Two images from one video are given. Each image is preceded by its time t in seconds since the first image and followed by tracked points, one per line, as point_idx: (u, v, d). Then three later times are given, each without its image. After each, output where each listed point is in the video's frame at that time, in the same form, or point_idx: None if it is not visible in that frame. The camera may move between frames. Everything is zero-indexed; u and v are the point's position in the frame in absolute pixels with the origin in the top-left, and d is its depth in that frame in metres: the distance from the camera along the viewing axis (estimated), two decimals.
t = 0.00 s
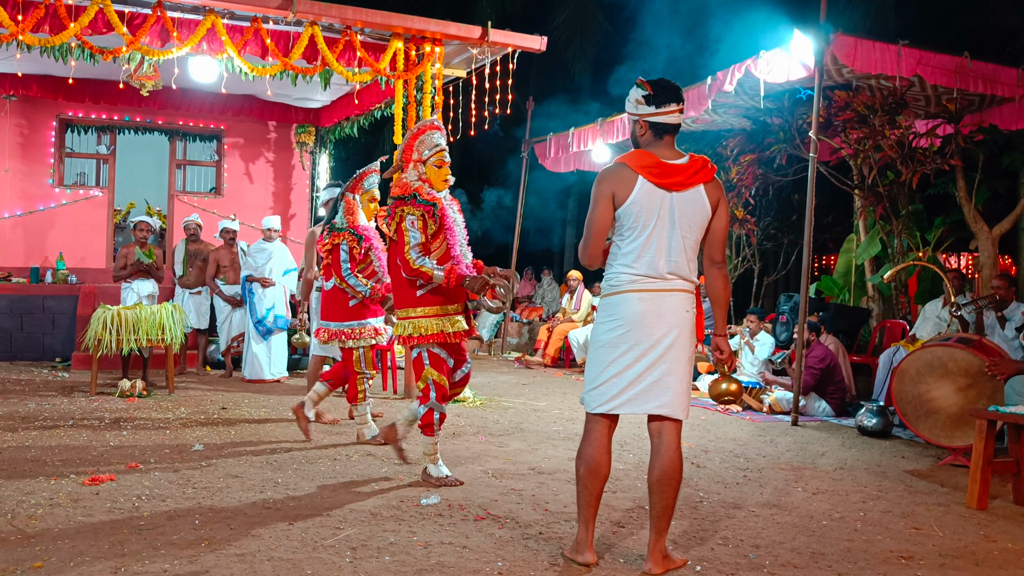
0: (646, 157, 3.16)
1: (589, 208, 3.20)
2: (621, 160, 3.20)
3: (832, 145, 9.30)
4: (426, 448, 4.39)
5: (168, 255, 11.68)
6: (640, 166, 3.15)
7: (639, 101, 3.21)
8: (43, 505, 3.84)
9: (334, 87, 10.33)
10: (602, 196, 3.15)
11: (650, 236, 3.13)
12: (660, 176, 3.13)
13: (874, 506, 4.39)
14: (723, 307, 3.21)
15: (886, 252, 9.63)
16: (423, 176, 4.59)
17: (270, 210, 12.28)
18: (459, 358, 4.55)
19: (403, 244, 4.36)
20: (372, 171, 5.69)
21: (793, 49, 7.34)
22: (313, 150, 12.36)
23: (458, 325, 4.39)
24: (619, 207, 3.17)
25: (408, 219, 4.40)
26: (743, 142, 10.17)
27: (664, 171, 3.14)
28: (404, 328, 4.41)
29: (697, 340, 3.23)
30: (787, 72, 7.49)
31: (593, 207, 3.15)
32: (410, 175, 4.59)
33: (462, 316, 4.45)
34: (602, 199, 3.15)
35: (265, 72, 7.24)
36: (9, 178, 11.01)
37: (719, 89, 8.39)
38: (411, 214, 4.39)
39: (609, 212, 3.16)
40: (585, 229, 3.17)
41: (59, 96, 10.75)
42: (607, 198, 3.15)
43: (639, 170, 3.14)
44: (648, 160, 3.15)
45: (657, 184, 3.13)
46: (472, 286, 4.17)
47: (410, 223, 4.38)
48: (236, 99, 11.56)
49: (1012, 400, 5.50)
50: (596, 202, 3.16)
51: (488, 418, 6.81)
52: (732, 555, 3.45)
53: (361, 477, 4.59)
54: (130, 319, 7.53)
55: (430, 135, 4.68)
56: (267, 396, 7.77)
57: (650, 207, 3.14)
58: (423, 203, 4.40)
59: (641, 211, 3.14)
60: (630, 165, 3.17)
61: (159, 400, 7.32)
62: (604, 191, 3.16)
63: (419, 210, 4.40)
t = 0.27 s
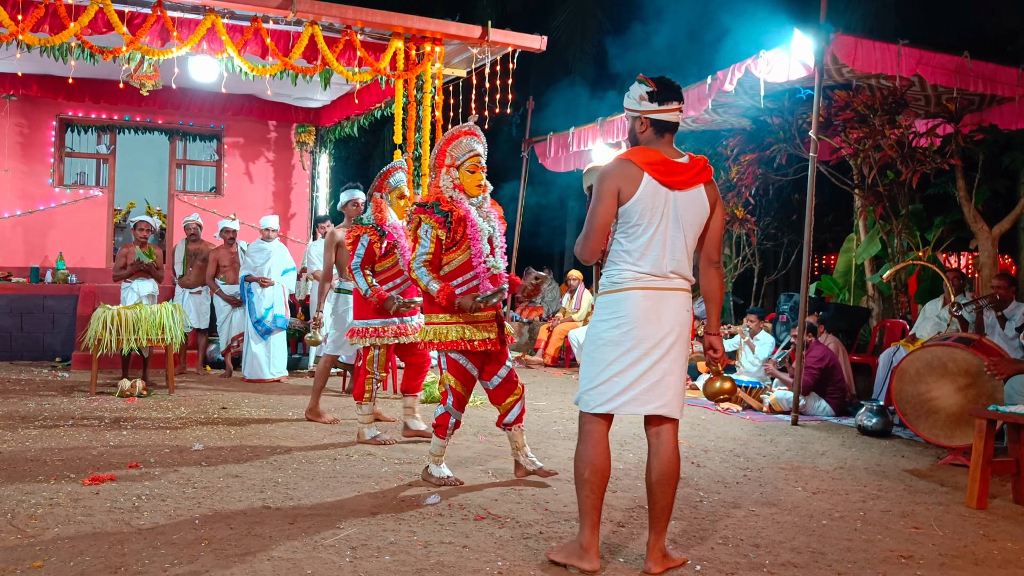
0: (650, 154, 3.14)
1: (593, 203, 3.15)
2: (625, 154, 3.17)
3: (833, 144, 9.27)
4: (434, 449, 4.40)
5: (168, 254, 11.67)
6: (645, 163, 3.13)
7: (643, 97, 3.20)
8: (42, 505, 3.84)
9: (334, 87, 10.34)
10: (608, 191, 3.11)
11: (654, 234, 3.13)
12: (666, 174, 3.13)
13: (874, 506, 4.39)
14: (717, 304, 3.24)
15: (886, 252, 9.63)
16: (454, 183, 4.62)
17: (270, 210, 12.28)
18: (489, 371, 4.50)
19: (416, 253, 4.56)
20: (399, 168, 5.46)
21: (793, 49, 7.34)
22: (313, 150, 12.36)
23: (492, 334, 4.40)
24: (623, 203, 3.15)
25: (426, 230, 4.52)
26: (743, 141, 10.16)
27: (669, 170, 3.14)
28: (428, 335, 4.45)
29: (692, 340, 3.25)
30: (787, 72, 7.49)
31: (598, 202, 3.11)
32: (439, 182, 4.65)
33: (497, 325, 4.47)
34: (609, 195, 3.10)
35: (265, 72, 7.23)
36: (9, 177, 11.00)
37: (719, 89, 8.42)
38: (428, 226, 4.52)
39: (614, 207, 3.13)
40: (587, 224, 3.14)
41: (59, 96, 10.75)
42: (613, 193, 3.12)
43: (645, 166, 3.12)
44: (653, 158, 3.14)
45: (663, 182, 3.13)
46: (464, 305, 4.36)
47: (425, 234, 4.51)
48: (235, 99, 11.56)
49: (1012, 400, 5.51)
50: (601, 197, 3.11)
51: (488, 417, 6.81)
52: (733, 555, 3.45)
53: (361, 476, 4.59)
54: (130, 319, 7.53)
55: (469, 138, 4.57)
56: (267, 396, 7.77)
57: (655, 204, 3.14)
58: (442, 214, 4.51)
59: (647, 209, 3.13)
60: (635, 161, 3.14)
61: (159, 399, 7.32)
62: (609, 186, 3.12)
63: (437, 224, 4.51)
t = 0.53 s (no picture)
0: (639, 153, 3.10)
1: (583, 203, 3.08)
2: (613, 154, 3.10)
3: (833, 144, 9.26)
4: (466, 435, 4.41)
5: (169, 254, 11.67)
6: (635, 163, 3.08)
7: (629, 94, 3.17)
8: (43, 504, 3.84)
9: (335, 87, 10.36)
10: (600, 191, 3.04)
11: (644, 234, 3.11)
12: (655, 174, 3.10)
13: (875, 505, 4.40)
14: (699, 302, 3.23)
15: (887, 251, 9.63)
16: (482, 181, 4.57)
17: (270, 210, 12.28)
18: (525, 369, 4.48)
19: (447, 250, 4.60)
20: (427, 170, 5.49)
21: (793, 49, 7.34)
22: (313, 150, 12.37)
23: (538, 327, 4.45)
24: (614, 204, 3.09)
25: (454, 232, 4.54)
26: (743, 141, 10.17)
27: (658, 170, 3.11)
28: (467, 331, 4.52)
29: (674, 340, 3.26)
30: (787, 72, 7.51)
31: (590, 202, 3.03)
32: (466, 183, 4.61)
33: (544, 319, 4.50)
34: (602, 195, 3.04)
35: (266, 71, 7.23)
36: (9, 177, 11.00)
37: (720, 89, 8.51)
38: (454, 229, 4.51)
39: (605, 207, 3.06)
40: (578, 224, 3.06)
41: (59, 96, 10.77)
42: (605, 193, 3.05)
43: (635, 167, 3.08)
44: (642, 157, 3.10)
45: (652, 183, 3.09)
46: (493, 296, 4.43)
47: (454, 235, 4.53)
48: (236, 99, 11.57)
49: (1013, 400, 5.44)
50: (593, 198, 3.04)
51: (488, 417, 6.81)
52: (733, 555, 3.45)
53: (361, 476, 4.58)
54: (130, 319, 7.53)
55: (497, 132, 4.55)
56: (268, 395, 7.77)
57: (644, 205, 3.11)
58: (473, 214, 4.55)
59: (638, 210, 3.09)
60: (623, 161, 3.09)
61: (159, 399, 7.31)
62: (600, 186, 3.06)
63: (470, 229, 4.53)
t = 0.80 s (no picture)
0: (610, 152, 3.01)
1: (556, 203, 2.94)
2: (583, 152, 2.99)
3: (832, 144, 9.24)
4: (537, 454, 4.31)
5: (168, 253, 11.66)
6: (606, 162, 2.99)
7: (597, 90, 3.11)
8: (42, 503, 3.84)
9: (334, 86, 10.38)
10: (575, 190, 2.92)
11: (616, 234, 3.04)
12: (625, 173, 3.02)
13: (874, 505, 4.40)
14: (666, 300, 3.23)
15: (886, 251, 9.63)
16: (509, 180, 4.75)
17: (269, 209, 12.27)
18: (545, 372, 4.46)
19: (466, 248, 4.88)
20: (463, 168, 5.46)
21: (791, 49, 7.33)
22: (312, 149, 12.36)
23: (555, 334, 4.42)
24: (588, 205, 2.99)
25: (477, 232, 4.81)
26: (742, 141, 10.17)
27: (630, 170, 3.04)
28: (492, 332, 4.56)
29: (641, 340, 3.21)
30: (786, 71, 7.52)
31: (564, 201, 2.90)
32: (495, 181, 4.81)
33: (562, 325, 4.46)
34: (577, 195, 2.92)
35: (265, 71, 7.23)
36: (8, 176, 10.99)
37: (719, 88, 8.55)
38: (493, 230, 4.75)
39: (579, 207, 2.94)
40: (552, 225, 2.91)
41: (58, 95, 10.77)
42: (578, 193, 2.93)
43: (606, 166, 2.99)
44: (612, 156, 3.01)
45: (623, 182, 3.02)
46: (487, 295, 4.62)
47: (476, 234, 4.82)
48: (235, 99, 11.57)
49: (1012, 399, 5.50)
50: (568, 197, 2.91)
51: (487, 416, 6.80)
52: (732, 554, 3.45)
53: (360, 476, 4.58)
54: (129, 318, 7.53)
55: (526, 132, 4.76)
56: (267, 395, 7.76)
57: (616, 204, 3.03)
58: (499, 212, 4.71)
59: (610, 211, 3.02)
60: (594, 159, 2.98)
61: (158, 398, 7.30)
62: (574, 186, 2.94)
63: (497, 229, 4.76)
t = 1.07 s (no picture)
0: (583, 147, 2.94)
1: (532, 199, 2.83)
2: (555, 148, 2.91)
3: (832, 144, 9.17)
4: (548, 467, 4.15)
5: (168, 253, 11.66)
6: (580, 158, 2.93)
7: (556, 85, 3.02)
8: (42, 504, 3.84)
9: (334, 87, 10.38)
10: (552, 186, 2.83)
11: (591, 233, 2.98)
12: (599, 170, 2.97)
13: (874, 505, 4.40)
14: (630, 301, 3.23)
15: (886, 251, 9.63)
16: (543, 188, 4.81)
17: (269, 210, 12.27)
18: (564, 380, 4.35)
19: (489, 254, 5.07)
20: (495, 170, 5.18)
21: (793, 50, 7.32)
22: (312, 149, 12.37)
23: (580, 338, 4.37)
24: (563, 202, 2.91)
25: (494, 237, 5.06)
26: (743, 141, 10.16)
27: (603, 166, 2.98)
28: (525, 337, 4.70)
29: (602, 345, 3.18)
30: (786, 72, 7.53)
31: (543, 196, 2.81)
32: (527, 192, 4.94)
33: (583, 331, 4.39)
34: (554, 190, 2.83)
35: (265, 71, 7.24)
36: (8, 176, 10.99)
37: (719, 88, 8.53)
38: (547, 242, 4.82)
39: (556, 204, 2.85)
40: (531, 220, 2.80)
41: (58, 95, 10.78)
42: (556, 189, 2.84)
43: (581, 162, 2.92)
44: (586, 153, 2.95)
45: (596, 180, 2.97)
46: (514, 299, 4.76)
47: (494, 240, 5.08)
48: (235, 99, 11.58)
49: (1012, 399, 5.52)
50: (546, 193, 2.82)
51: (487, 416, 6.80)
52: (732, 555, 3.45)
53: (361, 476, 4.58)
54: (129, 318, 7.53)
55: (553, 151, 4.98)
56: (267, 395, 7.76)
57: (589, 202, 2.97)
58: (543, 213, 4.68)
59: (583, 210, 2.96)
60: (567, 155, 2.91)
61: (158, 399, 7.31)
62: (551, 182, 2.85)
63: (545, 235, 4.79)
